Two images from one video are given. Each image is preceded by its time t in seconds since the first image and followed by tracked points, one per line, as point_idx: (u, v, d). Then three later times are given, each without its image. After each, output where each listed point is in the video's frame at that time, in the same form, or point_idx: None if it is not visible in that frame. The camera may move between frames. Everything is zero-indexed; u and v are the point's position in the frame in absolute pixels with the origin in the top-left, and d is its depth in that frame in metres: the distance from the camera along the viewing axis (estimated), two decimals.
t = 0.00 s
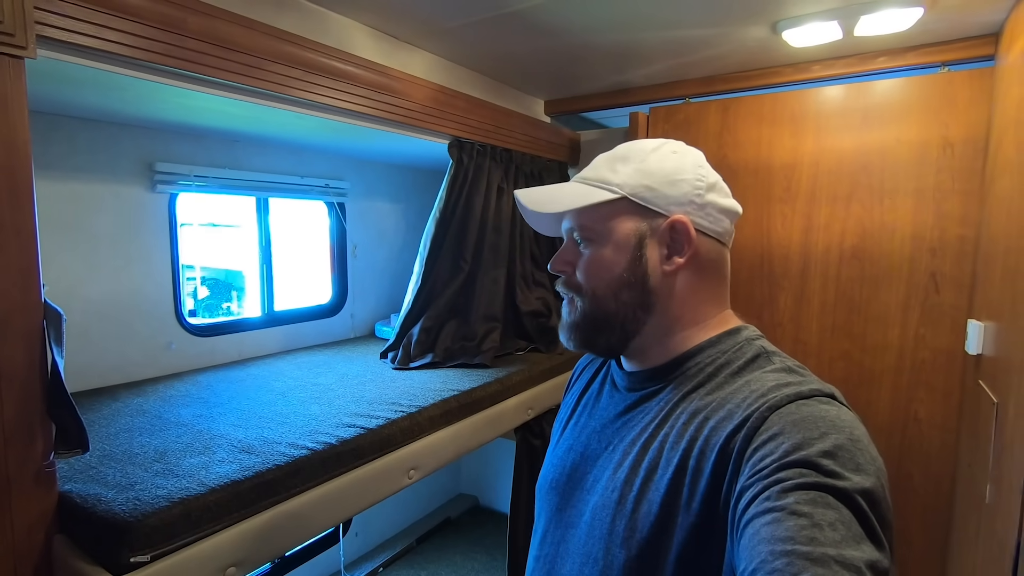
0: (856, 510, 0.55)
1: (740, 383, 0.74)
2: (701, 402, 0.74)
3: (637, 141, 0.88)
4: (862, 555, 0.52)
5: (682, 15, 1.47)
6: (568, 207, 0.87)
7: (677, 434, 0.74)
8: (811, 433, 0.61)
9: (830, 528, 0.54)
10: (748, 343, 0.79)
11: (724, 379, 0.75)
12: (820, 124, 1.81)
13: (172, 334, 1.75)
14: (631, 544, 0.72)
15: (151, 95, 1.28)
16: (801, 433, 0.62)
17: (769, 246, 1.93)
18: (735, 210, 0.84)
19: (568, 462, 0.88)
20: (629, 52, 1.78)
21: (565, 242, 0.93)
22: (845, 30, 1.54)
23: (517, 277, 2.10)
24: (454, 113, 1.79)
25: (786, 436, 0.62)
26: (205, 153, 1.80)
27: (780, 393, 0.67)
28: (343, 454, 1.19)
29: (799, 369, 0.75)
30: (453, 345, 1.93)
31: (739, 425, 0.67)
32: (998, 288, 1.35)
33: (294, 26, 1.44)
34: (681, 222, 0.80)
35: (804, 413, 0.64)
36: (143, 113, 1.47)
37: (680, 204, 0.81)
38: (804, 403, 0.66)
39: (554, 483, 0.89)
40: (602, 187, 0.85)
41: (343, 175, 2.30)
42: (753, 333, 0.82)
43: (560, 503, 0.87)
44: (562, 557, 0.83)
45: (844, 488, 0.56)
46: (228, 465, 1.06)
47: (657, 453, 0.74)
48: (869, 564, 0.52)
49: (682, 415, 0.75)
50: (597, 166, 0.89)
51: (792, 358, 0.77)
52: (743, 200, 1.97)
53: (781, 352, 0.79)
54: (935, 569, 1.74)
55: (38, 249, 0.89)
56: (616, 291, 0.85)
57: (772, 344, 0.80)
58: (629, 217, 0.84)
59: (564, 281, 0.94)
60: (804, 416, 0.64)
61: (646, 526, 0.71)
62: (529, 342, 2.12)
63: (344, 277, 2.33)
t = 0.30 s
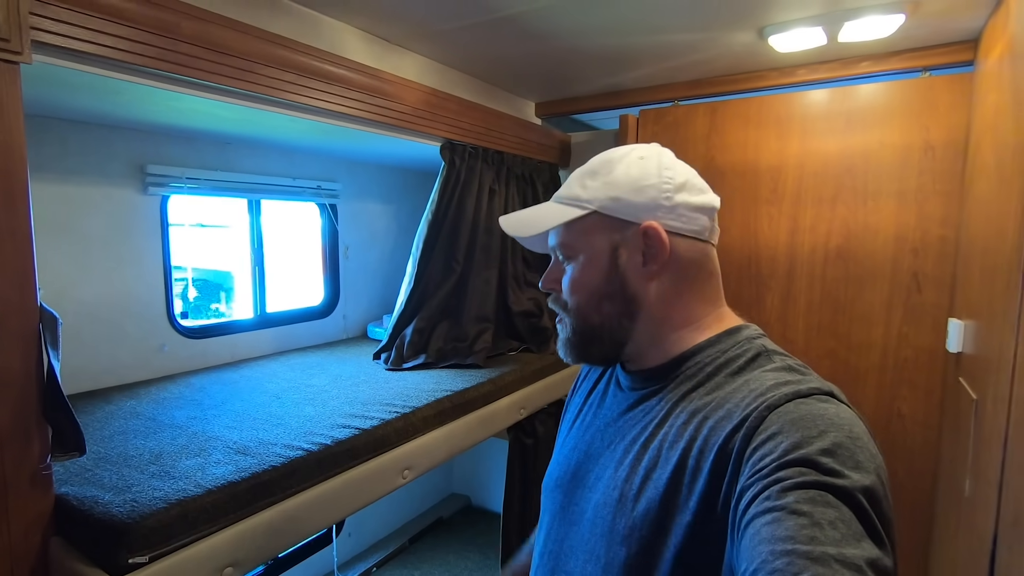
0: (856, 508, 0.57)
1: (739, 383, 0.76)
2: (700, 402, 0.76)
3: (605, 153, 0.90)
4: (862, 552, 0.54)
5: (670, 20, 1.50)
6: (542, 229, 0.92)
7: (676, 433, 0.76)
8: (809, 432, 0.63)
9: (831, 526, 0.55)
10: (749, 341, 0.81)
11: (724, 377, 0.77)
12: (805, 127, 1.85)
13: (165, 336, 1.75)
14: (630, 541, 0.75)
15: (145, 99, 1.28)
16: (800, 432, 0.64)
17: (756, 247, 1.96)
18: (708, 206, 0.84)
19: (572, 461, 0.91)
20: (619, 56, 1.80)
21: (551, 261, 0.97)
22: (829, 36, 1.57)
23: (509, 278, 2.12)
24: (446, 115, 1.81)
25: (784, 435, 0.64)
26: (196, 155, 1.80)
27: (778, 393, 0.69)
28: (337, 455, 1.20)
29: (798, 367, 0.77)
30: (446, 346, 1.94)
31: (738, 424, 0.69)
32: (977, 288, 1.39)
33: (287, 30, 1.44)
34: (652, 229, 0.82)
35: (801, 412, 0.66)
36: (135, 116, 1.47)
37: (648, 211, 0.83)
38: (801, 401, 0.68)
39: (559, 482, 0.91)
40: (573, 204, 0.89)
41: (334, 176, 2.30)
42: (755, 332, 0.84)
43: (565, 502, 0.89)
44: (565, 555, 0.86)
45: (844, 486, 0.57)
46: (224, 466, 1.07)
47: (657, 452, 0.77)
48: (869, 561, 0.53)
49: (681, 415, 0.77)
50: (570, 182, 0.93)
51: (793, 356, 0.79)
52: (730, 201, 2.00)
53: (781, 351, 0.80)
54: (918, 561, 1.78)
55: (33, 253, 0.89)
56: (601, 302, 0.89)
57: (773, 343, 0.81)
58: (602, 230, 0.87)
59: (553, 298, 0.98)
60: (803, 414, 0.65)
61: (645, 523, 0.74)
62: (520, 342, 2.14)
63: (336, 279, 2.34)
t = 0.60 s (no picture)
0: (869, 499, 0.58)
1: (750, 375, 0.79)
2: (710, 395, 0.80)
3: (625, 142, 0.94)
4: (877, 544, 0.55)
5: (661, 22, 1.54)
6: (570, 207, 0.93)
7: (687, 425, 0.81)
8: (822, 424, 0.65)
9: (845, 519, 0.56)
10: (759, 333, 0.85)
11: (734, 369, 0.81)
12: (792, 127, 1.90)
13: (161, 325, 1.77)
14: (639, 532, 0.80)
15: (147, 90, 1.30)
16: (812, 424, 0.65)
17: (742, 243, 2.01)
18: (724, 197, 0.91)
19: (585, 451, 0.97)
20: (611, 55, 1.84)
21: (568, 246, 0.98)
22: (814, 39, 1.63)
23: (501, 272, 2.16)
24: (442, 111, 1.84)
25: (796, 428, 0.66)
26: (193, 147, 1.82)
27: (788, 385, 0.72)
28: (335, 439, 1.24)
29: (808, 359, 0.80)
30: (439, 337, 1.98)
31: (748, 418, 0.72)
32: (951, 284, 1.45)
33: (286, 24, 1.47)
34: (685, 210, 0.85)
35: (813, 404, 0.68)
36: (135, 107, 1.49)
37: (678, 193, 0.86)
38: (812, 394, 0.70)
39: (574, 471, 0.98)
40: (600, 183, 0.91)
41: (330, 169, 2.32)
42: (766, 323, 0.88)
43: (578, 489, 0.96)
44: (580, 540, 0.92)
45: (856, 477, 0.59)
46: (225, 449, 1.11)
47: (667, 443, 0.82)
48: (885, 554, 0.54)
49: (692, 407, 0.82)
50: (591, 166, 0.95)
51: (802, 347, 0.83)
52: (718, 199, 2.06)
53: (791, 343, 0.84)
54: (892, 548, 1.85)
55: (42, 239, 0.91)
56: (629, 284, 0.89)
57: (782, 335, 0.85)
58: (632, 209, 0.89)
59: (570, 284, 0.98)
60: (814, 406, 0.67)
61: (657, 513, 0.78)
62: (512, 334, 2.18)
63: (331, 271, 2.37)
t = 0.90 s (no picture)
0: (869, 497, 0.56)
1: (751, 369, 0.77)
2: (711, 390, 0.77)
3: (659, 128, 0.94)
4: (875, 542, 0.53)
5: (642, 24, 1.60)
6: (636, 173, 0.86)
7: (688, 421, 0.77)
8: (821, 421, 0.63)
9: (843, 516, 0.54)
10: (761, 328, 0.83)
11: (735, 364, 0.78)
12: (771, 128, 1.97)
13: (153, 315, 1.80)
14: (639, 526, 0.77)
15: (141, 84, 1.34)
16: (812, 421, 0.63)
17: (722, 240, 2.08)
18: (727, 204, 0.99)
19: (582, 447, 0.94)
20: (597, 55, 1.89)
21: (610, 224, 0.91)
22: (791, 43, 1.69)
23: (489, 266, 2.20)
24: (432, 108, 1.89)
25: (797, 425, 0.64)
26: (186, 140, 1.85)
27: (789, 381, 0.70)
28: (325, 425, 1.29)
29: (809, 354, 0.77)
30: (427, 329, 2.02)
31: (749, 414, 0.69)
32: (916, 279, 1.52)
33: (279, 22, 1.50)
34: (727, 204, 0.89)
35: (814, 401, 0.65)
36: (130, 101, 1.53)
37: (720, 188, 0.90)
38: (813, 390, 0.67)
39: (570, 467, 0.95)
40: (658, 159, 0.87)
41: (320, 164, 2.36)
42: (767, 318, 0.85)
43: (575, 487, 0.92)
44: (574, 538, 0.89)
45: (856, 475, 0.57)
46: (218, 433, 1.15)
47: (667, 439, 0.78)
48: (882, 552, 0.52)
49: (694, 401, 0.78)
50: (636, 141, 0.91)
51: (804, 343, 0.80)
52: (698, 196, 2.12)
53: (793, 338, 0.82)
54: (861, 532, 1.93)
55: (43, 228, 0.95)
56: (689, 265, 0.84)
57: (784, 330, 0.83)
58: (688, 191, 0.87)
59: (612, 261, 0.90)
60: (815, 403, 0.65)
61: (654, 511, 0.75)
62: (499, 327, 2.23)
63: (321, 264, 2.40)
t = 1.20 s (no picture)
0: (866, 497, 0.53)
1: (749, 368, 0.74)
2: (709, 389, 0.75)
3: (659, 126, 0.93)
4: (873, 542, 0.50)
5: (630, 24, 1.63)
6: (644, 177, 0.84)
7: (686, 420, 0.75)
8: (819, 421, 0.60)
9: (841, 516, 0.52)
10: (757, 326, 0.81)
11: (733, 362, 0.76)
12: (757, 127, 2.01)
13: (147, 307, 1.82)
14: (637, 525, 0.75)
15: (136, 78, 1.36)
16: (810, 420, 0.61)
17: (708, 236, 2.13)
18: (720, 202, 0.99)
19: (581, 446, 0.93)
20: (588, 53, 1.92)
21: (614, 228, 0.89)
22: (775, 44, 1.73)
23: (480, 260, 2.24)
24: (424, 103, 1.91)
25: (795, 423, 0.61)
26: (180, 133, 1.86)
27: (787, 379, 0.67)
28: (319, 412, 1.32)
29: (808, 353, 0.75)
30: (419, 322, 2.05)
31: (747, 413, 0.67)
32: (893, 275, 1.57)
33: (274, 17, 1.53)
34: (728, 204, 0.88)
35: (812, 400, 0.63)
36: (125, 94, 1.54)
37: (721, 188, 0.89)
38: (811, 389, 0.65)
39: (568, 466, 0.94)
40: (663, 160, 0.86)
41: (314, 158, 2.38)
42: (765, 316, 0.84)
43: (572, 485, 0.92)
44: (573, 537, 0.88)
45: (853, 475, 0.54)
46: (213, 420, 1.17)
47: (665, 439, 0.76)
48: (881, 553, 0.50)
49: (693, 400, 0.76)
50: (640, 141, 0.90)
51: (802, 341, 0.78)
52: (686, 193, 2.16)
53: (791, 336, 0.79)
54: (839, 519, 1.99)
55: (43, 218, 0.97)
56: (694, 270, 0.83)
57: (782, 329, 0.81)
58: (693, 193, 0.86)
59: (620, 266, 0.87)
60: (813, 403, 0.62)
61: (652, 509, 0.74)
62: (490, 321, 2.26)
63: (314, 258, 2.43)
